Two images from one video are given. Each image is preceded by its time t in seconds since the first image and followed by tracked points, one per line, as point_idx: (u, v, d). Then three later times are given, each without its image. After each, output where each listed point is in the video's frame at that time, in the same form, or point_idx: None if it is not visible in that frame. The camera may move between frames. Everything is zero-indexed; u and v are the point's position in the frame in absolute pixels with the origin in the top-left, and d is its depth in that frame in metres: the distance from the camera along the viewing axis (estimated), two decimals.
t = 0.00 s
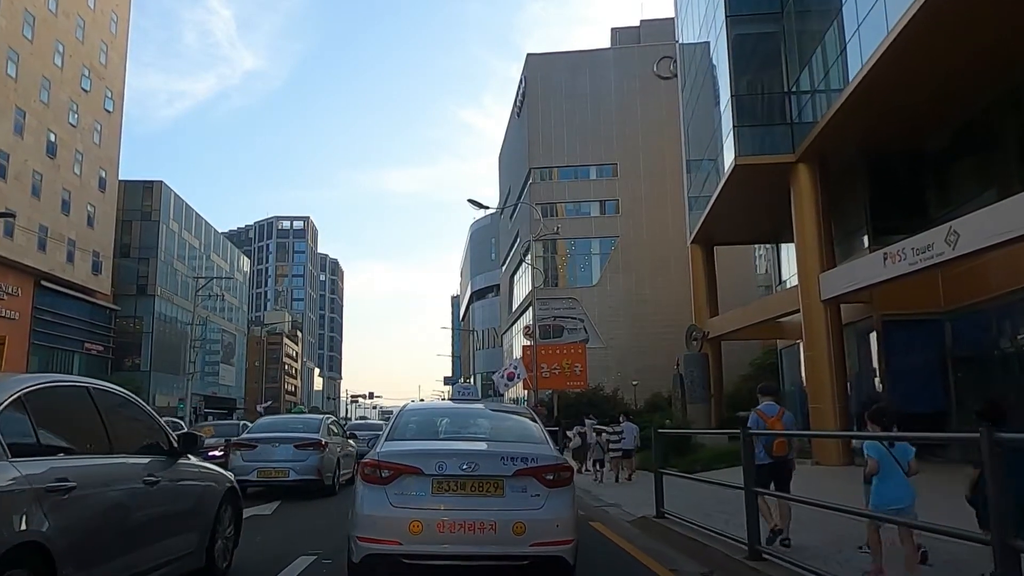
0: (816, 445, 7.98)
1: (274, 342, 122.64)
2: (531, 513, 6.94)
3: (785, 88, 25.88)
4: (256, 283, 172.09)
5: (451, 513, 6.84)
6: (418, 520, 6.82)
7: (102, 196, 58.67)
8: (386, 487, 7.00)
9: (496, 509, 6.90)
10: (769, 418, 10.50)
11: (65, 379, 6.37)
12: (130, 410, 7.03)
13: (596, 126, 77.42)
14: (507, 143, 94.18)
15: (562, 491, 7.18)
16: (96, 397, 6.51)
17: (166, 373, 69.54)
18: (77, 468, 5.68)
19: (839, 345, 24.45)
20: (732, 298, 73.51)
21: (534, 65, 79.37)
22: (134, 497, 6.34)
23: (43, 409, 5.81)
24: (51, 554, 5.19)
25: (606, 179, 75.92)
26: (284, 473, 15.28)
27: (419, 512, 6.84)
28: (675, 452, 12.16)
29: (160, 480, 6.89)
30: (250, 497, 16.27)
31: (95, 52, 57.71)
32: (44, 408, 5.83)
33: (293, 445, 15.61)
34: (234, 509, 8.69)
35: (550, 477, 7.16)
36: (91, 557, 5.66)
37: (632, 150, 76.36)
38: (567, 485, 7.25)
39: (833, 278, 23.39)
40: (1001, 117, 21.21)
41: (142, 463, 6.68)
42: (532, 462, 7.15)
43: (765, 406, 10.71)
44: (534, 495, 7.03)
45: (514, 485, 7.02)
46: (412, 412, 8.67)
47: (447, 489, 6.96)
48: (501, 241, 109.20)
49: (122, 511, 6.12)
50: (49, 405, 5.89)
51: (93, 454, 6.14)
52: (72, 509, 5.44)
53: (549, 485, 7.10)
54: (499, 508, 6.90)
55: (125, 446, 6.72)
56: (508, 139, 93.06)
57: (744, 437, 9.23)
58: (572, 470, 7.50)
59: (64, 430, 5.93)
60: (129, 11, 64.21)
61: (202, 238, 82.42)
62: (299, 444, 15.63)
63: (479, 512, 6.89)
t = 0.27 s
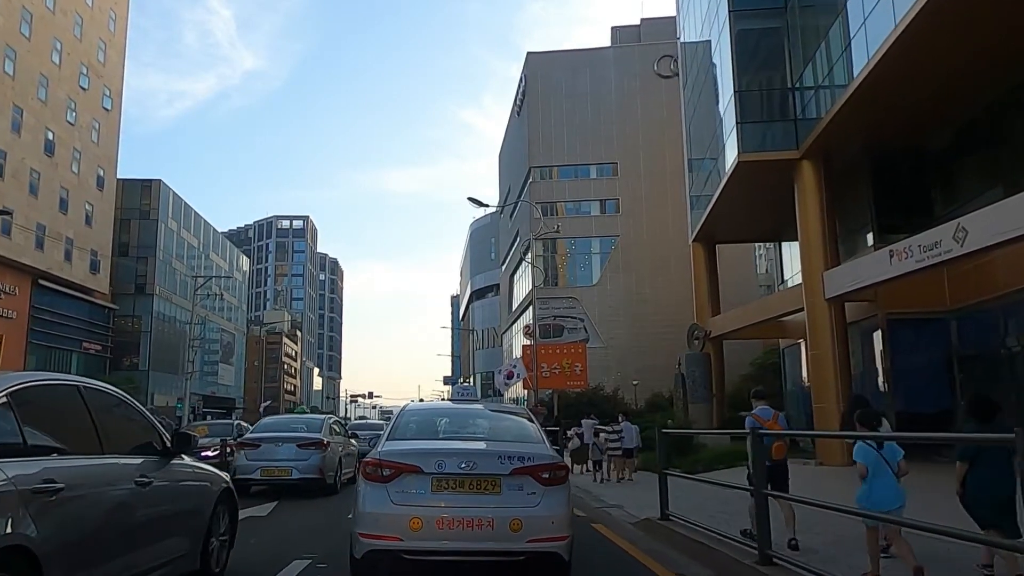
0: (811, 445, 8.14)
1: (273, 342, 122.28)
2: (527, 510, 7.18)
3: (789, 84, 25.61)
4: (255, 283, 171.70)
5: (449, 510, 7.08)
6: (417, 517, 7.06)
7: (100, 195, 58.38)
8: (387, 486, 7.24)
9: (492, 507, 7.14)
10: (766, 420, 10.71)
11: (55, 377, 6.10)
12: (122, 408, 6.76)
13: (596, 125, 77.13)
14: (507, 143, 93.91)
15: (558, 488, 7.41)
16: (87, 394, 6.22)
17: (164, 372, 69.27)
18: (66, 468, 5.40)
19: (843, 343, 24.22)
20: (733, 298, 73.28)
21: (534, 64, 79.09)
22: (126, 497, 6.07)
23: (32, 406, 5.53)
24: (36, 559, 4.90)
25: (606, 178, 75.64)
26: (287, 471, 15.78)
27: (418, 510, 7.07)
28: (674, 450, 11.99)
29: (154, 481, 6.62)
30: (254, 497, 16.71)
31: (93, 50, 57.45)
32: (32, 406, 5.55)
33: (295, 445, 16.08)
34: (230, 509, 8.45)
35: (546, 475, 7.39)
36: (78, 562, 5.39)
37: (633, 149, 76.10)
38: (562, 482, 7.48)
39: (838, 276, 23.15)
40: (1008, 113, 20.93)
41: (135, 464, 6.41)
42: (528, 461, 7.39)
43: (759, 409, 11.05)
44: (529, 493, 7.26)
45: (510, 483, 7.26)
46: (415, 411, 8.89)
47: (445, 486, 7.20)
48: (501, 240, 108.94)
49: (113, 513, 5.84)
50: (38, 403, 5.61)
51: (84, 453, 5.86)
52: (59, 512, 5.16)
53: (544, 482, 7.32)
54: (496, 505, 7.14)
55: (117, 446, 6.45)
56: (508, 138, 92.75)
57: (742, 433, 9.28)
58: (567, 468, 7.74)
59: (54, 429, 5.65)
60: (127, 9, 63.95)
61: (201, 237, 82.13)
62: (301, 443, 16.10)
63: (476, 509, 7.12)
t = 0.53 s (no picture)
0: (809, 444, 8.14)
1: (271, 342, 121.82)
2: (523, 508, 7.59)
3: (795, 79, 25.28)
4: (254, 283, 171.25)
5: (447, 507, 7.48)
6: (417, 514, 7.45)
7: (97, 194, 58.04)
8: (388, 484, 7.65)
9: (489, 503, 7.54)
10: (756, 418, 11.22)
11: (48, 378, 6.17)
12: (116, 408, 6.85)
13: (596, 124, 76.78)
14: (507, 143, 93.61)
15: (551, 486, 7.82)
16: (79, 395, 6.29)
17: (162, 372, 68.99)
18: (55, 470, 5.44)
19: (848, 342, 23.85)
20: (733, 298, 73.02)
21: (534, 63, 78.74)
22: (116, 498, 6.12)
23: (23, 406, 5.58)
24: (24, 562, 4.90)
25: (606, 177, 75.33)
26: (292, 470, 16.66)
27: (418, 506, 7.48)
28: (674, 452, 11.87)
29: (147, 482, 6.71)
30: (261, 495, 17.56)
31: (91, 48, 57.12)
32: (24, 407, 5.61)
33: (299, 445, 16.94)
34: (225, 511, 8.58)
35: (540, 474, 7.79)
36: (69, 563, 5.40)
37: (633, 148, 75.83)
38: (554, 480, 7.89)
39: (843, 275, 22.81)
40: (1016, 109, 20.60)
41: (127, 466, 6.49)
42: (523, 461, 7.79)
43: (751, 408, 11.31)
44: (525, 491, 7.67)
45: (506, 482, 7.66)
46: (414, 412, 9.35)
47: (445, 484, 7.60)
48: (501, 240, 108.56)
49: (103, 514, 5.90)
50: (30, 405, 5.68)
51: (76, 454, 5.93)
52: (47, 514, 5.18)
53: (538, 480, 7.72)
54: (492, 502, 7.55)
55: (110, 446, 6.54)
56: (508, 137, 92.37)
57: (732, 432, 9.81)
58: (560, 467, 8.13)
59: (45, 431, 5.71)
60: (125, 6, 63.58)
61: (199, 236, 81.76)
62: (305, 443, 16.97)
63: (474, 506, 7.53)
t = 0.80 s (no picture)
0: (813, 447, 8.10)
1: (270, 341, 121.38)
2: (517, 504, 7.82)
3: (799, 73, 24.94)
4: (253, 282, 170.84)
5: (446, 503, 7.70)
6: (417, 510, 7.67)
7: (94, 192, 57.70)
8: (388, 482, 7.86)
9: (486, 499, 7.76)
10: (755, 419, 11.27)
11: (43, 374, 5.90)
12: (113, 405, 6.59)
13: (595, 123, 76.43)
14: (506, 141, 93.25)
15: (546, 483, 8.03)
16: (76, 392, 6.04)
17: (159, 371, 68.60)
18: (52, 468, 5.21)
19: (854, 340, 23.60)
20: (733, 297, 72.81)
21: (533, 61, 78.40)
22: (115, 498, 5.91)
23: (21, 405, 5.35)
24: (23, 562, 4.73)
25: (606, 176, 75.00)
26: (296, 468, 17.26)
27: (417, 503, 7.69)
28: (675, 451, 11.70)
29: (145, 482, 6.47)
30: (266, 493, 18.12)
31: (88, 45, 56.81)
32: (19, 404, 5.37)
33: (302, 444, 17.53)
34: (223, 511, 8.36)
35: (534, 471, 8.00)
36: (69, 562, 5.24)
37: (632, 147, 75.53)
38: (549, 477, 8.10)
39: (849, 272, 22.52)
40: None
41: (126, 465, 6.25)
42: (518, 458, 8.01)
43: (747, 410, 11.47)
44: (520, 488, 7.89)
45: (503, 479, 7.87)
46: (413, 412, 9.51)
47: (443, 482, 7.81)
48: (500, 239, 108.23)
49: (102, 515, 5.68)
50: (25, 402, 5.41)
51: (73, 453, 5.69)
52: (45, 514, 4.98)
53: (534, 477, 7.94)
54: (489, 498, 7.76)
55: (108, 445, 6.29)
56: (507, 136, 92.02)
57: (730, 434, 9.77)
58: (555, 465, 8.35)
59: (40, 429, 5.45)
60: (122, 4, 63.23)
61: (197, 235, 81.39)
62: (308, 442, 17.56)
63: (471, 502, 7.74)
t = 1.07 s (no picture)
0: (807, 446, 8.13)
1: (268, 341, 120.94)
2: (514, 500, 8.17)
3: (803, 68, 24.62)
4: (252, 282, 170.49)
5: (444, 499, 8.05)
6: (417, 506, 8.02)
7: (91, 190, 57.36)
8: (389, 479, 8.20)
9: (483, 496, 8.11)
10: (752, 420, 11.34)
11: (43, 373, 5.79)
12: (114, 404, 6.48)
13: (595, 122, 76.09)
14: (505, 141, 92.93)
15: (540, 481, 8.37)
16: (77, 392, 5.92)
17: (157, 371, 68.20)
18: (54, 468, 5.12)
19: (859, 339, 23.33)
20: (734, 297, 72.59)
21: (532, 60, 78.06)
22: (116, 498, 5.81)
23: (24, 406, 5.27)
24: (26, 561, 4.67)
25: (606, 175, 74.70)
26: (299, 467, 17.64)
27: (417, 500, 8.04)
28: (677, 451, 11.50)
29: (146, 482, 6.36)
30: (267, 492, 18.26)
31: (85, 43, 56.51)
32: (20, 403, 5.26)
33: (306, 443, 17.92)
34: (224, 509, 8.27)
35: (530, 469, 8.35)
36: (70, 562, 5.15)
37: (632, 145, 75.24)
38: (543, 475, 8.43)
39: (854, 270, 22.25)
40: None
41: (127, 465, 6.14)
42: (515, 457, 8.37)
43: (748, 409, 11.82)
44: (516, 485, 8.24)
45: (500, 476, 8.21)
46: (413, 413, 9.90)
47: (442, 479, 8.16)
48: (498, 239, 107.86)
49: (103, 515, 5.59)
50: (26, 402, 5.30)
51: (74, 453, 5.59)
52: (47, 515, 4.90)
53: (529, 475, 8.30)
54: (486, 496, 8.12)
55: (110, 445, 6.19)
56: (507, 135, 91.64)
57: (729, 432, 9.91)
58: (549, 464, 8.71)
59: (41, 428, 5.35)
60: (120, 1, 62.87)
61: (195, 234, 81.00)
62: (312, 441, 17.95)
63: (469, 499, 8.10)
